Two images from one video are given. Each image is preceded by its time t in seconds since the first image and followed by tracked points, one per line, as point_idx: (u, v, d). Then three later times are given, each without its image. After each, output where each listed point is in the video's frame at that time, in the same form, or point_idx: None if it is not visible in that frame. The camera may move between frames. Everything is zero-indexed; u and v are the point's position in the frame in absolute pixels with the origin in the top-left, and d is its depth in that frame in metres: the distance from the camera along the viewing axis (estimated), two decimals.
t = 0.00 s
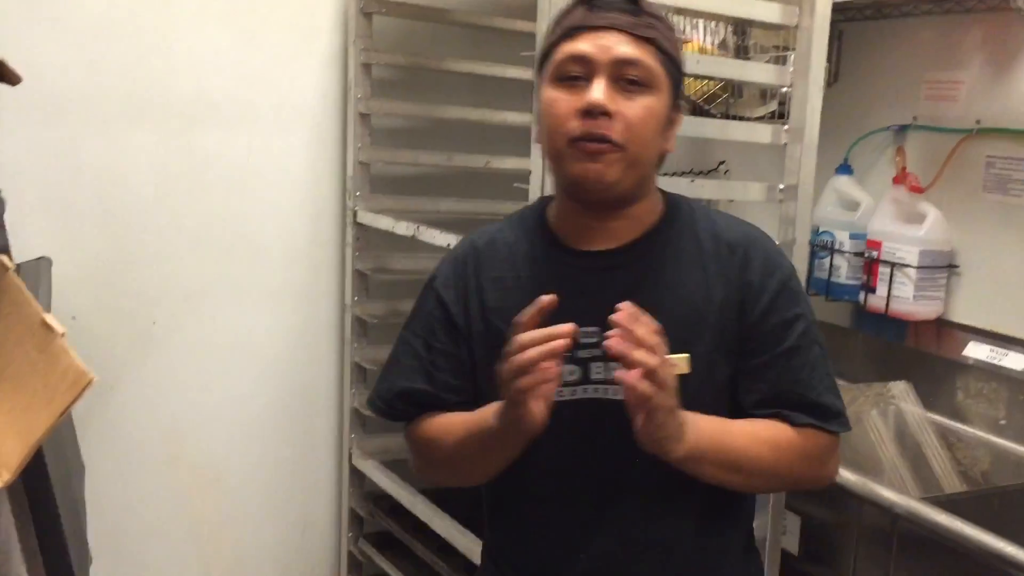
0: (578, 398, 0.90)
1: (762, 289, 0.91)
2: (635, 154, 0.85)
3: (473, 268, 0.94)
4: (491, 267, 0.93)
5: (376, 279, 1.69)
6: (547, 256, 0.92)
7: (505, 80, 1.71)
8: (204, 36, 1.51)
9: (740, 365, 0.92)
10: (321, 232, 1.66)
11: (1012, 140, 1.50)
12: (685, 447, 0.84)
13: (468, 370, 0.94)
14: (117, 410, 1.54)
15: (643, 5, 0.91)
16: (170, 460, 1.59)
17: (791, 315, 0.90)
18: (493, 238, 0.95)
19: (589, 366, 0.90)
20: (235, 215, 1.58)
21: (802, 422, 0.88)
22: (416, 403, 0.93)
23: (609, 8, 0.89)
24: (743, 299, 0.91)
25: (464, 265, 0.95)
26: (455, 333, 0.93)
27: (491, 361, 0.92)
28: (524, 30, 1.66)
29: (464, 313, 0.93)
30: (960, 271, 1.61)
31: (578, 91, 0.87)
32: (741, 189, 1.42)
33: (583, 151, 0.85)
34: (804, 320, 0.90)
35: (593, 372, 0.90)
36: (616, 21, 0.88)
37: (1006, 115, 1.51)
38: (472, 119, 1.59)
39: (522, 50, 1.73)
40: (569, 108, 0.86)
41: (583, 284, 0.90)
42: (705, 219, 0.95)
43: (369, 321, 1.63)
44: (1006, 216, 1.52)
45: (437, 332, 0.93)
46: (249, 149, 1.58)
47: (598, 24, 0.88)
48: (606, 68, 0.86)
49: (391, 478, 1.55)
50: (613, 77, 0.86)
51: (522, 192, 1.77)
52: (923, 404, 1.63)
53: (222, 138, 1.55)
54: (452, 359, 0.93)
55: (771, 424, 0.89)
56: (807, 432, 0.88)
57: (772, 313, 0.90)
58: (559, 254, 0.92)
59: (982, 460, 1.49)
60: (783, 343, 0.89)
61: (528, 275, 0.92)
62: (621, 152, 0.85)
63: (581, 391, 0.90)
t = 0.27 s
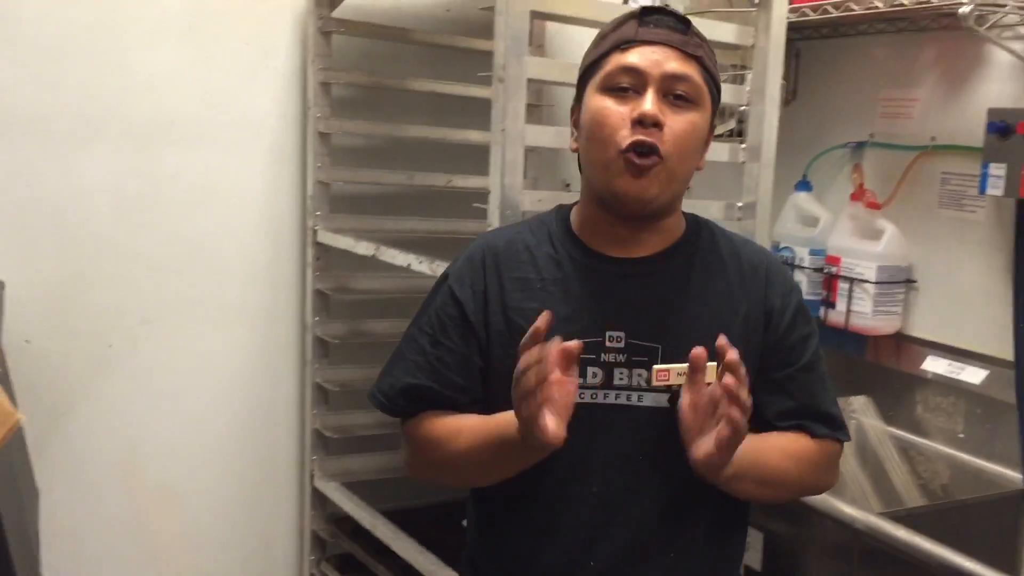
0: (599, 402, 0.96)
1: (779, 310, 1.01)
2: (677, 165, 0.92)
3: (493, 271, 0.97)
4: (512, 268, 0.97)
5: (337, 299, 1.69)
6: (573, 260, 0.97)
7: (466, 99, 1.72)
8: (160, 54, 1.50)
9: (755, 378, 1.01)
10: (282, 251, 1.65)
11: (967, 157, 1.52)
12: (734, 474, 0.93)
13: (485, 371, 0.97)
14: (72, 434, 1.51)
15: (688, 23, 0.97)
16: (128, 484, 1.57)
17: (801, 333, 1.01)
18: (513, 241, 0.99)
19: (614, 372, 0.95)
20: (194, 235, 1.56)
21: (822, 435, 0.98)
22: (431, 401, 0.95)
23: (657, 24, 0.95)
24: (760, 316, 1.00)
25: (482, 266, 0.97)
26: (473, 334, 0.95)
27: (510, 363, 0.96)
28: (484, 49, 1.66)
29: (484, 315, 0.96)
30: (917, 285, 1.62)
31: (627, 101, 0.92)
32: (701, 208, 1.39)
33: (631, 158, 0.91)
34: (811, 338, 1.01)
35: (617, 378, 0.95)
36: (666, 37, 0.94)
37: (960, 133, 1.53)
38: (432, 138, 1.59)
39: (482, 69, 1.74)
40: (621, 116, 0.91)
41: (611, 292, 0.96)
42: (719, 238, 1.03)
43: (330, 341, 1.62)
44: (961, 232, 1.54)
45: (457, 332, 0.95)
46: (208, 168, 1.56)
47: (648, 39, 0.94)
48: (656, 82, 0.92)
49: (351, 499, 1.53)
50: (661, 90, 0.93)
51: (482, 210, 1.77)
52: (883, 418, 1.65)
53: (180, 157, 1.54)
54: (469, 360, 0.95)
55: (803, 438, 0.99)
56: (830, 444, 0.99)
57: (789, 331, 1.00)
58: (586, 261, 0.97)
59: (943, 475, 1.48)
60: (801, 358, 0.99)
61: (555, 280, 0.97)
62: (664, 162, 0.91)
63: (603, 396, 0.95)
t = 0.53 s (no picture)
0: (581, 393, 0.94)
1: (762, 307, 0.97)
2: (664, 162, 0.90)
3: (478, 262, 0.94)
4: (497, 259, 0.94)
5: (314, 296, 1.68)
6: (559, 253, 0.94)
7: (443, 94, 1.71)
8: (134, 49, 1.48)
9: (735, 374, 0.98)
10: (258, 248, 1.64)
11: (942, 153, 1.53)
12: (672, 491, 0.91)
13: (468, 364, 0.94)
14: (46, 432, 1.50)
15: (670, 15, 0.93)
16: (102, 482, 1.56)
17: (784, 330, 0.98)
18: (498, 232, 0.96)
19: (597, 364, 0.94)
20: (169, 232, 1.55)
21: (794, 439, 0.95)
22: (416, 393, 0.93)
23: (638, 18, 0.92)
24: (743, 311, 0.97)
25: (466, 256, 0.94)
26: (458, 327, 0.93)
27: (495, 357, 0.93)
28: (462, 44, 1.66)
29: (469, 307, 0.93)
30: (893, 280, 1.64)
31: (611, 100, 0.89)
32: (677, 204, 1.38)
33: (616, 158, 0.88)
34: (792, 334, 0.98)
35: (599, 370, 0.94)
36: (649, 32, 0.91)
37: (936, 129, 1.54)
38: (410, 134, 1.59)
39: (460, 64, 1.73)
40: (605, 116, 0.88)
41: (595, 286, 0.94)
42: (704, 233, 1.00)
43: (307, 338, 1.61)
44: (936, 227, 1.55)
45: (440, 324, 0.92)
46: (183, 164, 1.55)
47: (630, 34, 0.90)
48: (639, 79, 0.89)
49: (328, 497, 1.53)
50: (645, 87, 0.90)
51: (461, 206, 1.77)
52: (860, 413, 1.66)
53: (154, 153, 1.52)
54: (452, 353, 0.93)
55: (757, 452, 0.96)
56: (789, 457, 0.96)
57: (771, 330, 0.97)
58: (571, 253, 0.94)
59: (919, 468, 1.53)
60: (779, 355, 0.96)
61: (540, 272, 0.94)
62: (651, 160, 0.89)
63: (586, 387, 0.94)
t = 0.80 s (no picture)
0: (534, 387, 0.90)
1: (722, 297, 0.93)
2: (611, 155, 0.87)
3: (429, 257, 0.91)
4: (449, 254, 0.91)
5: (303, 293, 1.68)
6: (511, 245, 0.91)
7: (433, 91, 1.71)
8: (121, 46, 1.48)
9: (696, 366, 0.94)
10: (247, 245, 1.64)
11: (931, 150, 1.53)
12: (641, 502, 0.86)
13: (417, 360, 0.91)
14: (31, 430, 1.49)
15: (609, 3, 0.90)
16: (89, 480, 1.55)
17: (746, 321, 0.93)
18: (450, 227, 0.93)
19: (549, 357, 0.90)
20: (157, 230, 1.55)
21: (761, 433, 0.92)
22: (365, 392, 0.90)
23: (576, 9, 0.89)
24: (703, 302, 0.93)
25: (417, 252, 0.92)
26: (405, 324, 0.89)
27: (444, 351, 0.89)
28: (451, 41, 1.65)
29: (418, 302, 0.90)
30: (882, 277, 1.64)
31: (553, 96, 0.87)
32: (666, 201, 1.38)
33: (562, 155, 0.86)
34: (755, 326, 0.94)
35: (552, 362, 0.90)
36: (588, 23, 0.88)
37: (924, 127, 1.55)
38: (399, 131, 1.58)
39: (450, 61, 1.73)
40: (549, 114, 0.86)
41: (546, 277, 0.90)
42: (662, 223, 0.97)
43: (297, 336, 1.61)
44: (924, 225, 1.56)
45: (388, 321, 0.89)
46: (171, 161, 1.54)
47: (569, 27, 0.87)
48: (581, 72, 0.87)
49: (317, 494, 1.52)
50: (587, 81, 0.87)
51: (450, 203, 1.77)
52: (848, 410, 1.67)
53: (142, 150, 1.51)
54: (400, 349, 0.89)
55: (725, 448, 0.93)
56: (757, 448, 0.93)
57: (732, 321, 0.93)
58: (523, 244, 0.91)
59: (905, 463, 1.54)
60: (744, 349, 0.92)
61: (491, 265, 0.91)
62: (598, 154, 0.87)
63: (538, 381, 0.90)
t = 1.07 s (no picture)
0: (507, 391, 0.90)
1: (695, 300, 0.93)
2: (576, 164, 0.87)
3: (400, 263, 0.92)
4: (420, 259, 0.92)
5: (298, 296, 1.68)
6: (481, 249, 0.91)
7: (429, 95, 1.71)
8: (116, 48, 1.47)
9: (671, 368, 0.94)
10: (242, 247, 1.63)
11: (926, 153, 1.53)
12: (615, 501, 0.87)
13: (389, 366, 0.91)
14: (26, 434, 1.49)
15: (572, 6, 0.89)
16: (83, 484, 1.54)
17: (719, 324, 0.93)
18: (422, 233, 0.94)
19: (521, 360, 0.90)
20: (151, 232, 1.54)
21: (739, 434, 0.92)
22: (340, 397, 0.91)
23: (537, 15, 0.87)
24: (676, 304, 0.93)
25: (388, 259, 0.92)
26: (376, 330, 0.90)
27: (414, 355, 0.90)
28: (447, 45, 1.66)
29: (388, 308, 0.90)
30: (877, 281, 1.64)
31: (515, 106, 0.86)
32: (661, 205, 1.38)
33: (525, 165, 0.86)
34: (729, 328, 0.94)
35: (524, 366, 0.90)
36: (550, 29, 0.86)
37: (919, 130, 1.55)
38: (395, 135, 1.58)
39: (446, 65, 1.73)
40: (511, 125, 0.85)
41: (516, 279, 0.90)
42: (635, 226, 0.97)
43: (293, 340, 1.61)
44: (919, 228, 1.56)
45: (360, 328, 0.90)
46: (165, 164, 1.54)
47: (529, 34, 0.86)
48: (542, 81, 0.86)
49: (312, 498, 1.52)
50: (549, 89, 0.86)
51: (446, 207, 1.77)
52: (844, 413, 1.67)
53: (136, 152, 1.51)
54: (371, 356, 0.90)
55: (704, 450, 0.93)
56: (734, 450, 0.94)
57: (704, 323, 0.93)
58: (493, 248, 0.91)
59: (901, 467, 1.55)
60: (720, 351, 0.93)
61: (461, 269, 0.91)
62: (561, 163, 0.86)
63: (510, 385, 0.90)
